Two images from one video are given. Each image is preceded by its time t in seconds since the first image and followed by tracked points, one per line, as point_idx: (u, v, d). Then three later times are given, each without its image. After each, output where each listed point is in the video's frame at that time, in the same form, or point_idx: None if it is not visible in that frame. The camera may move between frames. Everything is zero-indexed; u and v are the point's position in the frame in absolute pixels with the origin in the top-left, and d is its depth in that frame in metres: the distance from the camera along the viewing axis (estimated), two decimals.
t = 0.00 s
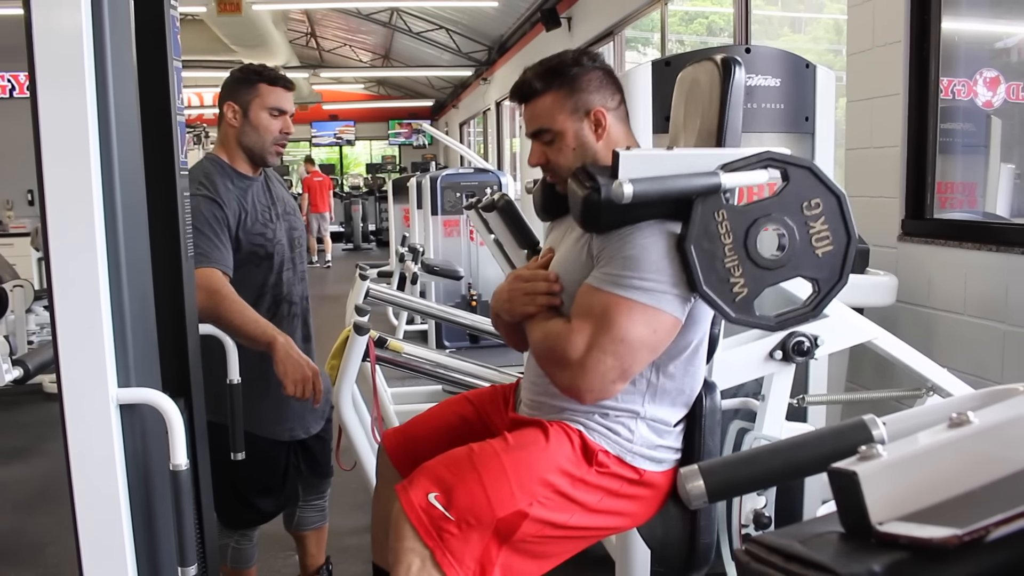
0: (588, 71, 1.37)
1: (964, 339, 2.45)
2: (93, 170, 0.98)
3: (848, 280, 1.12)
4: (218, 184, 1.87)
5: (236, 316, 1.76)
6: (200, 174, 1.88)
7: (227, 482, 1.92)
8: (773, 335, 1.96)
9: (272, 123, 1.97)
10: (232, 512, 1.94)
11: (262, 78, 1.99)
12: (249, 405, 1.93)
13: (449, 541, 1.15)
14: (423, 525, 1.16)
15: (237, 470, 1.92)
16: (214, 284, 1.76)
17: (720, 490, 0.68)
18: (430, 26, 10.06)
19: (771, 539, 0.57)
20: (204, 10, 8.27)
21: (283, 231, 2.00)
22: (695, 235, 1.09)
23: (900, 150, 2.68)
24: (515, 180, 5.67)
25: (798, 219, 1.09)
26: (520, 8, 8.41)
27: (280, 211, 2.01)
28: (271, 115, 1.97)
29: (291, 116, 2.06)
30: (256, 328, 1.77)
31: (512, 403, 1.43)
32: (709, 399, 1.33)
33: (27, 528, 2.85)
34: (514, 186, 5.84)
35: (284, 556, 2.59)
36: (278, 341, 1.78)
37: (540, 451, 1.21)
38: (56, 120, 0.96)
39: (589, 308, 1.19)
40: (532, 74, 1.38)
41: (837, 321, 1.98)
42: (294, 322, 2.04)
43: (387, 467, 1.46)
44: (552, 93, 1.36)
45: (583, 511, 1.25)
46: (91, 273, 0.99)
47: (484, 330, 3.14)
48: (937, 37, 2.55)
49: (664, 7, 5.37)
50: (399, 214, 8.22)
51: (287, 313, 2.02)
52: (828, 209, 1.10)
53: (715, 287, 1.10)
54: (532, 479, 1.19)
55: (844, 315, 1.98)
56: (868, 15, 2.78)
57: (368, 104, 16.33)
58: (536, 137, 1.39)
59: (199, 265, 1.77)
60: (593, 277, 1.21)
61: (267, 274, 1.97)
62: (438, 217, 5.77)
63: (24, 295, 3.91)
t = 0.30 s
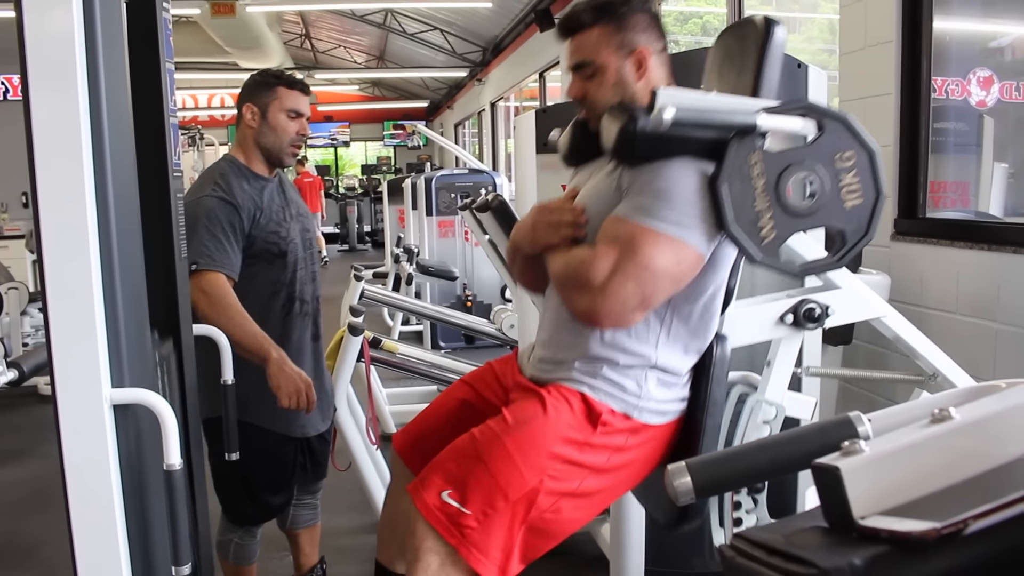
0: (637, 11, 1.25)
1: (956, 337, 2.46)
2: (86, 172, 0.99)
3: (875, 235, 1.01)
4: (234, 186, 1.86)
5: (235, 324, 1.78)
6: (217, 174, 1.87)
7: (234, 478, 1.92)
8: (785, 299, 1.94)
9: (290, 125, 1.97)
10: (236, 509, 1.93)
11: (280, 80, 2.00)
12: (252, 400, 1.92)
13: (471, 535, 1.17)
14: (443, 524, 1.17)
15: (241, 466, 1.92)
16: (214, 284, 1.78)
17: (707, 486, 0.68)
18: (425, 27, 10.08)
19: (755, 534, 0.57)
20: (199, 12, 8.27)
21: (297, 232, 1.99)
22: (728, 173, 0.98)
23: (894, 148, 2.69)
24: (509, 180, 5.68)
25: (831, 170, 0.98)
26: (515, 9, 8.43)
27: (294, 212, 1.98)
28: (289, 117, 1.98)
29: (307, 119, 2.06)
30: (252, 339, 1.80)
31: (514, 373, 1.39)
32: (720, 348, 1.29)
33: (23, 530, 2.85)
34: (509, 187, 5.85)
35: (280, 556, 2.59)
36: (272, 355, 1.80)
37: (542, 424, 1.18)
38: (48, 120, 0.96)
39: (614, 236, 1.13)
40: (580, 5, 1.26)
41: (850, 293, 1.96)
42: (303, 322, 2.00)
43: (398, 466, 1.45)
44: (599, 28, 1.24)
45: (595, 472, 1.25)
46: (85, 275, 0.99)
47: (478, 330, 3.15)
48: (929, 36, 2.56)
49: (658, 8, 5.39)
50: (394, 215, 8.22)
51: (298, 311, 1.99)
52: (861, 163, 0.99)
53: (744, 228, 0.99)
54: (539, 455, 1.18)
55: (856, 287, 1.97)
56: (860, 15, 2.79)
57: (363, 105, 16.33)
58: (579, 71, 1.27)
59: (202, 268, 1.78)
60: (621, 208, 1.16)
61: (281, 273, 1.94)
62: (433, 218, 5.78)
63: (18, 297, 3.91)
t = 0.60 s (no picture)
0: None
1: (951, 340, 2.47)
2: (81, 173, 0.99)
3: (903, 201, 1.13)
4: (252, 187, 1.86)
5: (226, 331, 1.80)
6: (237, 177, 1.87)
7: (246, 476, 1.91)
8: (798, 277, 1.99)
9: (306, 126, 2.00)
10: (246, 505, 1.92)
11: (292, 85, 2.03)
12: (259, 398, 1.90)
13: (513, 540, 1.16)
14: (483, 537, 1.16)
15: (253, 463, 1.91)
16: (214, 289, 1.80)
17: (697, 491, 0.69)
18: (422, 29, 10.09)
19: (742, 541, 0.58)
20: (195, 15, 8.27)
21: (316, 228, 1.97)
22: (764, 132, 1.09)
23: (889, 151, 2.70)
24: (506, 183, 5.69)
25: (863, 136, 1.11)
26: (512, 11, 8.44)
27: (313, 210, 1.97)
28: (304, 119, 2.00)
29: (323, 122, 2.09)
30: (246, 355, 1.83)
31: (523, 356, 1.38)
32: (732, 311, 1.31)
33: (19, 534, 2.85)
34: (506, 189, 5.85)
35: (278, 559, 2.59)
36: (256, 375, 1.83)
37: (549, 412, 1.19)
38: (45, 125, 0.97)
39: (645, 183, 1.15)
40: None
41: (861, 277, 2.01)
42: (315, 315, 1.95)
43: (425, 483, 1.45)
44: None
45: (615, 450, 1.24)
46: (79, 275, 0.99)
47: (475, 333, 3.15)
48: (923, 40, 2.57)
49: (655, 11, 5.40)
50: (391, 218, 8.22)
51: (316, 306, 1.95)
52: (893, 131, 1.12)
53: (777, 186, 1.09)
54: (555, 442, 1.18)
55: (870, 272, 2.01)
56: (855, 18, 2.80)
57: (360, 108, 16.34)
58: (614, 31, 1.29)
59: (211, 271, 1.80)
60: (654, 157, 1.18)
61: (297, 267, 1.92)
62: (430, 221, 5.78)
63: (14, 299, 3.91)
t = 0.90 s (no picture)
0: None
1: (961, 338, 2.46)
2: (93, 175, 1.00)
3: (902, 209, 1.11)
4: (269, 184, 1.89)
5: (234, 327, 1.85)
6: (258, 174, 1.91)
7: (266, 468, 1.93)
8: (803, 281, 1.99)
9: (326, 125, 1.97)
10: (268, 495, 1.94)
11: (317, 85, 2.02)
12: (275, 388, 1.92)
13: (502, 535, 1.16)
14: (474, 528, 1.17)
15: (273, 456, 1.93)
16: (225, 284, 1.83)
17: (706, 488, 0.69)
18: (431, 29, 10.10)
19: (752, 536, 0.59)
20: (206, 15, 8.31)
21: (337, 228, 1.97)
22: (761, 141, 1.07)
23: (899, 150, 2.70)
24: (516, 182, 5.69)
25: (861, 144, 1.09)
26: (521, 10, 8.44)
27: (338, 209, 1.98)
28: (324, 118, 1.98)
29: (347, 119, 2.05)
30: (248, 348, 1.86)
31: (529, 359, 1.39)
32: (736, 319, 1.30)
33: (34, 530, 2.88)
34: (515, 188, 5.86)
35: (289, 555, 2.61)
36: (260, 362, 1.85)
37: (551, 409, 1.19)
38: (57, 125, 0.98)
39: (645, 196, 1.15)
40: None
41: (866, 280, 2.01)
42: (340, 315, 1.97)
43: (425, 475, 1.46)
44: None
45: (614, 456, 1.25)
46: (93, 276, 1.00)
47: (484, 331, 3.16)
48: (934, 37, 2.56)
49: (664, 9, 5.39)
50: (400, 217, 8.23)
51: (333, 304, 1.96)
52: (892, 138, 1.10)
53: (775, 196, 1.08)
54: (553, 441, 1.18)
55: (873, 275, 2.01)
56: (865, 16, 2.79)
57: (369, 107, 16.37)
58: (608, 43, 1.28)
59: (222, 266, 1.82)
60: (652, 170, 1.18)
61: (314, 265, 1.93)
62: (439, 220, 5.79)
63: (27, 298, 3.94)
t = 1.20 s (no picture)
0: (638, 37, 1.24)
1: (972, 342, 2.45)
2: (108, 179, 1.01)
3: (878, 250, 1.00)
4: (280, 185, 1.91)
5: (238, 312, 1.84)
6: (272, 179, 1.94)
7: (279, 468, 1.94)
8: (792, 313, 1.94)
9: (334, 133, 1.96)
10: (283, 495, 1.95)
11: (331, 91, 2.01)
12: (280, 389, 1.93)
13: (474, 540, 1.16)
14: (445, 527, 1.17)
15: (285, 457, 1.94)
16: (232, 274, 1.83)
17: (713, 492, 0.70)
18: (442, 30, 10.13)
19: (757, 540, 0.59)
20: (218, 18, 8.37)
21: (349, 233, 1.98)
22: (728, 196, 0.97)
23: (910, 152, 2.69)
24: (526, 183, 5.70)
25: (832, 187, 0.97)
26: (531, 12, 8.45)
27: (352, 215, 2.00)
28: (332, 125, 1.97)
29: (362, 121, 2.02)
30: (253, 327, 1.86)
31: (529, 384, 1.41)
32: (726, 366, 1.30)
33: (46, 530, 2.90)
34: (526, 190, 5.87)
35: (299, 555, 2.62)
36: (266, 340, 1.85)
37: (551, 435, 1.19)
38: (72, 127, 0.99)
39: (617, 261, 1.14)
40: (583, 33, 1.24)
41: (857, 306, 1.95)
42: (351, 320, 1.97)
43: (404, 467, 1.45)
44: (603, 57, 1.22)
45: (599, 489, 1.25)
46: (107, 279, 1.02)
47: (494, 333, 3.16)
48: (946, 39, 2.55)
49: (675, 11, 5.39)
50: (411, 219, 8.24)
51: (341, 308, 1.96)
52: (861, 180, 0.98)
53: (744, 251, 0.98)
54: (545, 466, 1.19)
55: (863, 300, 1.96)
56: (877, 18, 2.79)
57: (381, 109, 16.42)
58: (580, 100, 1.26)
59: (228, 261, 1.84)
60: (624, 232, 1.16)
61: (320, 269, 1.94)
62: (450, 221, 5.80)
63: (40, 299, 3.97)
